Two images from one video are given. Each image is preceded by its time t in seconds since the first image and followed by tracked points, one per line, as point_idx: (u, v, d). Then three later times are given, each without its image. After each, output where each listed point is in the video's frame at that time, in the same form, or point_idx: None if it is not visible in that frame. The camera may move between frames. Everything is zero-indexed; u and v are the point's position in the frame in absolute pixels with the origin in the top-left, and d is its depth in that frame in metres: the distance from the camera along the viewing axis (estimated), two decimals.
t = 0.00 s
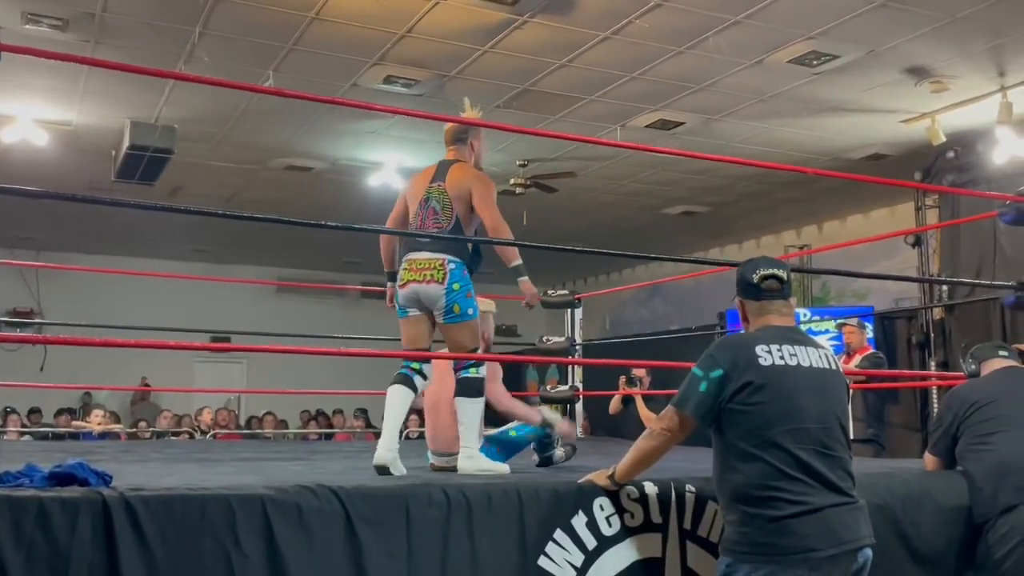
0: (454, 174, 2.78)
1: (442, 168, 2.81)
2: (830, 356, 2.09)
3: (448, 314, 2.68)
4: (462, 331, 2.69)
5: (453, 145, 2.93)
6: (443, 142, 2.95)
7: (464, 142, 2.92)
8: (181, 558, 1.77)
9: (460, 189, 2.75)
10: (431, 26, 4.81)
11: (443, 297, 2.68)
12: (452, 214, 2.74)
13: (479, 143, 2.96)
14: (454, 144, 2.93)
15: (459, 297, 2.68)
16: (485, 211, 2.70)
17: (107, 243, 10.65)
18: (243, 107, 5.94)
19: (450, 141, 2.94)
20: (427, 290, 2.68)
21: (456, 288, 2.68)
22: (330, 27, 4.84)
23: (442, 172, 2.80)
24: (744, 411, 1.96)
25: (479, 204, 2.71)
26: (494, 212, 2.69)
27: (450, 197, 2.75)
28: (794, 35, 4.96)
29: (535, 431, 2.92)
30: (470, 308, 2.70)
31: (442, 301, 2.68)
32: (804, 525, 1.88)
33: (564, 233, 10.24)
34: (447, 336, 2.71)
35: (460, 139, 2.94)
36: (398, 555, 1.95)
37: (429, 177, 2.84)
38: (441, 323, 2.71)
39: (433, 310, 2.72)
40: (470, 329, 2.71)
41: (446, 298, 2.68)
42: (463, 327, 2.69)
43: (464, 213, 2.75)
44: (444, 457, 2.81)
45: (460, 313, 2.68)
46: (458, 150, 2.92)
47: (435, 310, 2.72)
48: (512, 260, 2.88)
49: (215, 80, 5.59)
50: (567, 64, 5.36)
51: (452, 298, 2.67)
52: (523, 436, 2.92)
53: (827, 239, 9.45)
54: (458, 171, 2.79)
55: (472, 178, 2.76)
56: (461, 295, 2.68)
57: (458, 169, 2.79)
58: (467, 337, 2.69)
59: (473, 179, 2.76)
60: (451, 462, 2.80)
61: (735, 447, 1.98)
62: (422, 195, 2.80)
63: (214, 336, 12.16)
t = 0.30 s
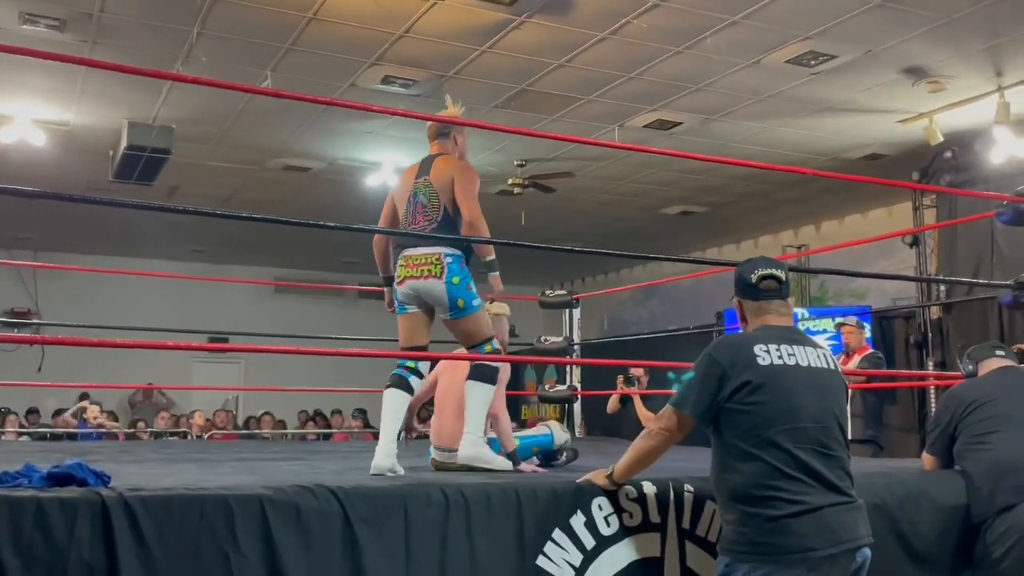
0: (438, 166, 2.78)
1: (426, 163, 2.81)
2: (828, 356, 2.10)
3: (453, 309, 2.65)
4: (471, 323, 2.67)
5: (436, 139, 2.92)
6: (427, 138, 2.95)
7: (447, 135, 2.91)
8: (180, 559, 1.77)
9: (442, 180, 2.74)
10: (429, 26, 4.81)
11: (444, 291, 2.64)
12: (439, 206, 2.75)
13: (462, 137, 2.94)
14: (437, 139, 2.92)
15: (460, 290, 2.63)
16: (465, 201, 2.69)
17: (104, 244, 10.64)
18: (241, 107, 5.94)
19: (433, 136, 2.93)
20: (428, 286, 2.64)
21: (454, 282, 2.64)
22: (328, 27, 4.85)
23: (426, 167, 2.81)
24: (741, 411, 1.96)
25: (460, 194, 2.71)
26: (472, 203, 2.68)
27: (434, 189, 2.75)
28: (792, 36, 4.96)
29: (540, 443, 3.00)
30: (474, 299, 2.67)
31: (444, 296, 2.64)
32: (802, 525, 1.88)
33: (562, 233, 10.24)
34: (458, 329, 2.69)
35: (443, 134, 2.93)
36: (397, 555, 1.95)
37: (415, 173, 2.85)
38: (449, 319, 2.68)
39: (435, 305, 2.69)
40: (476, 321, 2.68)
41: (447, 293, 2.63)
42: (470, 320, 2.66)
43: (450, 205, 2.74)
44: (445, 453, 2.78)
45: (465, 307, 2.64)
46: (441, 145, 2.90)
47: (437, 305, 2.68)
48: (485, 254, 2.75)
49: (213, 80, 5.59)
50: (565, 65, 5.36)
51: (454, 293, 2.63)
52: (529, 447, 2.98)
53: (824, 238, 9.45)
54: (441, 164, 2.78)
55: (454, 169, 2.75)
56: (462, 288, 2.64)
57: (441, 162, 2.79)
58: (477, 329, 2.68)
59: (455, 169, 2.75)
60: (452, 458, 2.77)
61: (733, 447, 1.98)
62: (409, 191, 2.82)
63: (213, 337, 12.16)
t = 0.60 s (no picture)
0: (465, 172, 2.79)
1: (453, 168, 2.82)
2: (826, 356, 2.10)
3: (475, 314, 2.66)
4: (492, 329, 2.66)
5: (464, 143, 2.93)
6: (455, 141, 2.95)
7: (476, 139, 2.91)
8: (180, 559, 1.77)
9: (469, 187, 2.75)
10: (428, 26, 4.82)
11: (467, 297, 2.66)
12: (465, 214, 2.76)
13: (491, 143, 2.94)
14: (466, 142, 2.93)
15: (483, 295, 2.64)
16: (493, 210, 2.70)
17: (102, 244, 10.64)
18: (241, 108, 5.94)
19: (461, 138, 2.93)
20: (451, 294, 2.67)
21: (477, 288, 2.65)
22: (328, 28, 4.85)
23: (454, 172, 2.82)
24: (740, 412, 1.96)
25: (487, 203, 2.72)
26: (500, 210, 2.70)
27: (461, 197, 2.76)
28: (790, 36, 4.97)
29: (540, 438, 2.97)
30: (499, 305, 2.67)
31: (467, 302, 2.66)
32: (801, 525, 1.88)
33: (561, 234, 10.25)
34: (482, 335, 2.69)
35: (471, 138, 2.93)
36: (396, 556, 1.95)
37: (442, 177, 2.86)
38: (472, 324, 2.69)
39: (459, 311, 2.71)
40: (502, 326, 2.67)
41: (469, 299, 2.66)
42: (493, 325, 2.66)
43: (477, 213, 2.76)
44: (443, 454, 2.80)
45: (488, 312, 2.65)
46: (470, 148, 2.91)
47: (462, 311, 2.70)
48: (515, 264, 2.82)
49: (212, 81, 5.59)
50: (564, 65, 5.36)
51: (476, 298, 2.65)
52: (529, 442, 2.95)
53: (823, 239, 9.46)
54: (469, 170, 2.79)
55: (481, 176, 2.76)
56: (485, 293, 2.65)
57: (469, 168, 2.79)
58: (501, 336, 2.67)
59: (482, 176, 2.76)
60: (450, 459, 2.79)
61: (732, 447, 1.98)
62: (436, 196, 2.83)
63: (212, 337, 12.16)
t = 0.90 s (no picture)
0: (513, 165, 2.85)
1: (501, 161, 2.89)
2: (824, 357, 2.10)
3: (509, 305, 2.71)
4: (523, 322, 2.71)
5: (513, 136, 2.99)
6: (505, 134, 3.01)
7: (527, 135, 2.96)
8: (178, 560, 1.77)
9: (518, 180, 2.81)
10: (426, 27, 4.81)
11: (505, 289, 2.72)
12: (512, 207, 2.81)
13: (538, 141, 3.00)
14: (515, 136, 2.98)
15: (520, 288, 2.70)
16: (545, 202, 2.76)
17: (100, 245, 10.63)
18: (239, 108, 5.94)
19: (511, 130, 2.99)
20: (490, 284, 2.73)
21: (515, 280, 2.71)
22: (326, 28, 4.85)
23: (501, 165, 2.88)
24: (738, 412, 1.96)
25: (539, 196, 2.77)
26: (551, 202, 2.76)
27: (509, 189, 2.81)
28: (788, 37, 4.97)
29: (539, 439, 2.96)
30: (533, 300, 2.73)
31: (503, 294, 2.72)
32: (800, 525, 1.88)
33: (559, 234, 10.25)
34: (507, 328, 2.73)
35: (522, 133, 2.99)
36: (395, 557, 1.95)
37: (488, 169, 2.92)
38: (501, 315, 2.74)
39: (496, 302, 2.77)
40: (530, 321, 2.72)
41: (507, 290, 2.71)
42: (523, 319, 2.70)
43: (524, 205, 2.81)
44: (441, 454, 2.78)
45: (522, 304, 2.70)
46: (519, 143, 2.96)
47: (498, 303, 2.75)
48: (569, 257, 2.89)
49: (210, 81, 5.58)
50: (562, 66, 5.37)
51: (512, 291, 2.70)
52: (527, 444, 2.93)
53: (821, 239, 9.47)
54: (517, 163, 2.85)
55: (529, 169, 2.82)
56: (522, 286, 2.70)
57: (516, 161, 2.85)
58: (523, 332, 2.71)
59: (530, 170, 2.82)
60: (449, 460, 2.76)
61: (730, 447, 1.98)
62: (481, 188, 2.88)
63: (210, 338, 12.16)
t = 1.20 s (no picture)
0: (529, 172, 2.92)
1: (518, 169, 2.96)
2: (821, 358, 2.10)
3: (536, 313, 2.80)
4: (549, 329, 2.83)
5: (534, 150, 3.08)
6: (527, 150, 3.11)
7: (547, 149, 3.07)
8: (175, 561, 1.77)
9: (531, 186, 2.88)
10: (423, 27, 4.81)
11: (528, 295, 2.78)
12: (526, 211, 2.88)
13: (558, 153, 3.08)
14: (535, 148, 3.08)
15: (544, 295, 2.78)
16: (550, 206, 2.81)
17: (97, 245, 10.61)
18: (236, 108, 5.93)
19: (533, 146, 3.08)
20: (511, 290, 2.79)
21: (538, 287, 2.78)
22: (323, 28, 4.84)
23: (518, 173, 2.95)
24: (734, 413, 1.96)
25: (545, 200, 2.83)
26: (556, 207, 2.81)
27: (523, 195, 2.89)
28: (785, 37, 4.98)
29: (534, 444, 2.88)
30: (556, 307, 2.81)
31: (528, 300, 2.79)
32: (797, 526, 1.88)
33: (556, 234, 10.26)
34: (539, 333, 2.87)
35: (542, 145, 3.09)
36: (390, 557, 1.95)
37: (506, 177, 2.99)
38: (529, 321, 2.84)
39: (519, 309, 2.84)
40: (558, 329, 2.85)
41: (532, 297, 2.79)
42: (554, 326, 2.83)
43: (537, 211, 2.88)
44: (442, 455, 2.77)
45: (548, 312, 2.80)
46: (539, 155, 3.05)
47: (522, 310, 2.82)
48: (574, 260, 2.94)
49: (206, 81, 5.58)
50: (559, 66, 5.37)
51: (538, 298, 2.78)
52: (523, 448, 2.85)
53: (818, 239, 9.48)
54: (532, 171, 2.92)
55: (542, 176, 2.88)
56: (546, 293, 2.78)
57: (533, 169, 2.92)
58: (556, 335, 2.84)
59: (543, 176, 2.88)
60: (450, 460, 2.76)
61: (727, 448, 1.98)
62: (498, 196, 2.96)
63: (207, 338, 12.15)
